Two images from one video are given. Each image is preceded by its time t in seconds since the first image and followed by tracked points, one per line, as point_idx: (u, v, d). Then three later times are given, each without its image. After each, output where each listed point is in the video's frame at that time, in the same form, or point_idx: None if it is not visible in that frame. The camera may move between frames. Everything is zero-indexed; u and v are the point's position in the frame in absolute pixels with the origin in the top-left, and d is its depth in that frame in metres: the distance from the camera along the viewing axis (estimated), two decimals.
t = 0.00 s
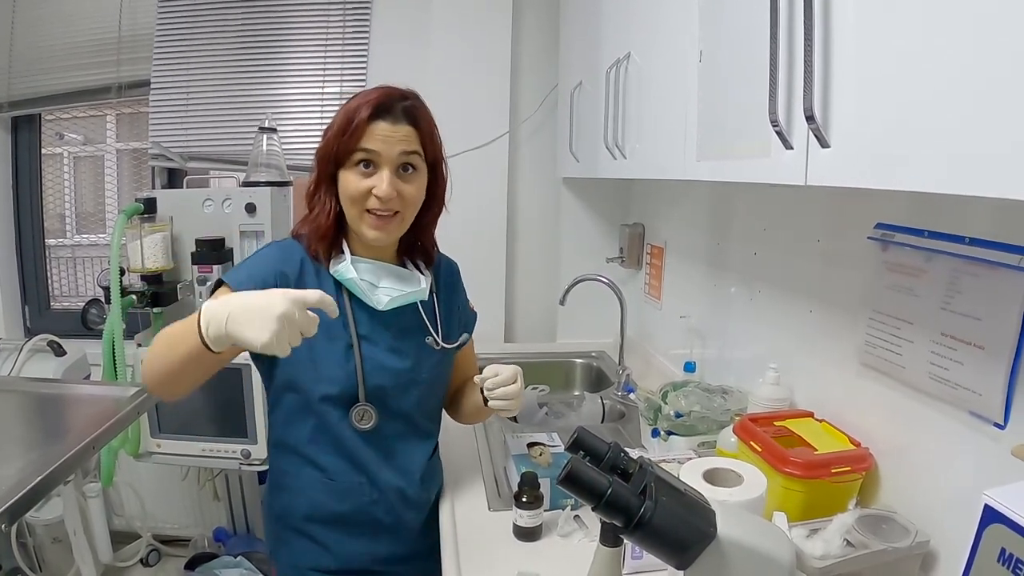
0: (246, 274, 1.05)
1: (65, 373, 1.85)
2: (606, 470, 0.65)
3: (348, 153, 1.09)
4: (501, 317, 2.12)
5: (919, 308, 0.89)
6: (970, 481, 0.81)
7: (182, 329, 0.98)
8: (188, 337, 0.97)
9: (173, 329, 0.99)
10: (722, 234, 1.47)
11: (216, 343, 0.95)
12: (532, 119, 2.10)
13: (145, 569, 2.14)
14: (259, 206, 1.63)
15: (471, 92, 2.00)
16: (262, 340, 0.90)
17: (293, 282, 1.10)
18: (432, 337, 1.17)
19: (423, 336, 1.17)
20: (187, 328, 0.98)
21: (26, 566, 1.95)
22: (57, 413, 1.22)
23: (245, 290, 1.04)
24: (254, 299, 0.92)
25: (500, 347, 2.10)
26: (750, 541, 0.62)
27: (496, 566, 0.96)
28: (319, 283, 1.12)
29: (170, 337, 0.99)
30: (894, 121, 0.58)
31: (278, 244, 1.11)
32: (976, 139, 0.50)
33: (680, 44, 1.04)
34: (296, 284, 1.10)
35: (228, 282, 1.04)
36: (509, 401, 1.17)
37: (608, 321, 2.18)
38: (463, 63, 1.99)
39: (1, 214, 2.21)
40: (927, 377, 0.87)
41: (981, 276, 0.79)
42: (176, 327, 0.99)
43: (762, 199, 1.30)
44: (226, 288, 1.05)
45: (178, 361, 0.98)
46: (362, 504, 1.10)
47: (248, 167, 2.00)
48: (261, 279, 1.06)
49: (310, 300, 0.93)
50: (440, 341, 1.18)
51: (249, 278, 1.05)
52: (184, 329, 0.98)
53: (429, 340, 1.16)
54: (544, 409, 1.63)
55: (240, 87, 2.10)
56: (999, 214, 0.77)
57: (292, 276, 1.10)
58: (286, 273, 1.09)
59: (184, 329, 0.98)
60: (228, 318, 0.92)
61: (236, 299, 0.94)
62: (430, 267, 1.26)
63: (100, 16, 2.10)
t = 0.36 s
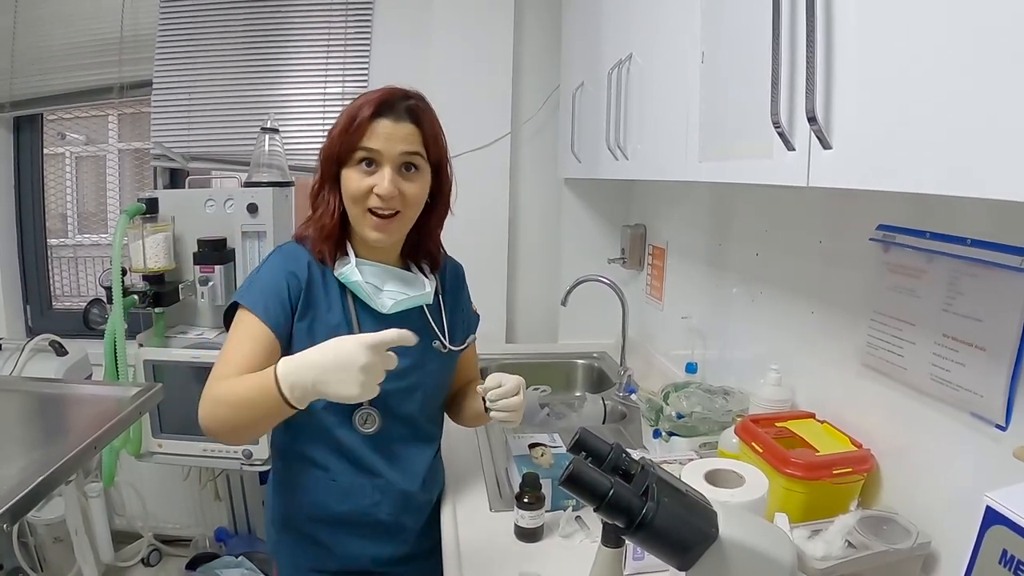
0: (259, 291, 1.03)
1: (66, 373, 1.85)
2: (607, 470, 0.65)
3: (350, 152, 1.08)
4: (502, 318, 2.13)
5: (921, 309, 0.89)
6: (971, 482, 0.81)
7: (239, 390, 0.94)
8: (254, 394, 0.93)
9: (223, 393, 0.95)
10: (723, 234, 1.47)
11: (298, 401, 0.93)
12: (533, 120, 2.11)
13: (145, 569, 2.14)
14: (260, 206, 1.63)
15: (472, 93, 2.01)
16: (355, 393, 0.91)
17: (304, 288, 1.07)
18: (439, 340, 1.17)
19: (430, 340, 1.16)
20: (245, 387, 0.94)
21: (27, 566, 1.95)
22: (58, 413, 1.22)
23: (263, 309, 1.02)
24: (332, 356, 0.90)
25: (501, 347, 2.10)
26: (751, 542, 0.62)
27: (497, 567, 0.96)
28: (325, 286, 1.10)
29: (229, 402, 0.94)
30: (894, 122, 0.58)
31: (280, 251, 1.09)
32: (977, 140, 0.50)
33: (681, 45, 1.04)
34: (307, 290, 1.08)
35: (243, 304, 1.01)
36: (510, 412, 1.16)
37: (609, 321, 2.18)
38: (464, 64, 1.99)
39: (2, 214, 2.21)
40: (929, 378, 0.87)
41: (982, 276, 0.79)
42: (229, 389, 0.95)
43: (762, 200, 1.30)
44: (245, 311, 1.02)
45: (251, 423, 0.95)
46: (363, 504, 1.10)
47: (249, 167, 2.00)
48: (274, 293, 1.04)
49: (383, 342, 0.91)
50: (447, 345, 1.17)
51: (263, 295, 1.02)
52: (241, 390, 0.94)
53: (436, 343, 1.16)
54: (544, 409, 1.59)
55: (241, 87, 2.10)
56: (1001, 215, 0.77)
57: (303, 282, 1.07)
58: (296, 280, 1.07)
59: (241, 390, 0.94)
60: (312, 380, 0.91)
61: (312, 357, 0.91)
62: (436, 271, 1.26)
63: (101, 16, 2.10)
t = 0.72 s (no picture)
0: (265, 288, 1.01)
1: (65, 371, 1.85)
2: (606, 469, 0.65)
3: (347, 143, 1.08)
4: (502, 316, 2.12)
5: (921, 308, 0.89)
6: (971, 481, 0.81)
7: (278, 393, 0.91)
8: (300, 393, 0.91)
9: (260, 399, 0.92)
10: (724, 233, 1.47)
11: (357, 404, 0.93)
12: (533, 119, 2.10)
13: (145, 567, 2.14)
14: (260, 203, 1.62)
15: (472, 91, 2.00)
16: (417, 394, 0.94)
17: (307, 285, 1.06)
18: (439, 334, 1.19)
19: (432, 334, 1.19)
20: (285, 388, 0.92)
21: (26, 563, 1.95)
22: (57, 410, 1.22)
23: (270, 306, 1.00)
24: (401, 359, 0.93)
25: (501, 346, 2.10)
26: (752, 540, 0.61)
27: (497, 565, 0.96)
28: (327, 285, 1.09)
29: (268, 408, 0.91)
30: (895, 120, 0.58)
31: (282, 247, 1.08)
32: (977, 139, 0.50)
33: (681, 42, 1.04)
34: (311, 288, 1.07)
35: (250, 301, 1.00)
36: (509, 399, 1.16)
37: (609, 320, 2.18)
38: (464, 62, 1.99)
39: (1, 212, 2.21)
40: (929, 377, 0.87)
41: (983, 275, 0.79)
42: (266, 393, 0.92)
43: (763, 199, 1.30)
44: (252, 309, 1.00)
45: (293, 426, 0.92)
46: (362, 502, 1.10)
47: (249, 165, 2.00)
48: (280, 289, 1.02)
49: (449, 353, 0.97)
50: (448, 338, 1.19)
51: (269, 292, 1.01)
52: (280, 391, 0.92)
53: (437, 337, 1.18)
54: (544, 408, 1.66)
55: (241, 84, 2.10)
56: (1002, 214, 0.77)
57: (307, 280, 1.06)
58: (299, 278, 1.06)
59: (281, 392, 0.91)
60: (377, 382, 0.92)
61: (378, 363, 0.93)
62: (434, 266, 1.26)
63: (100, 14, 2.10)
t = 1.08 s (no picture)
0: (259, 297, 1.01)
1: (66, 375, 1.85)
2: (606, 473, 0.65)
3: (346, 148, 1.08)
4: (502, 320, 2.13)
5: (920, 311, 0.89)
6: (971, 484, 0.81)
7: (274, 410, 0.92)
8: (297, 411, 0.92)
9: (254, 414, 0.92)
10: (723, 237, 1.47)
11: (355, 425, 0.94)
12: (533, 122, 2.11)
13: (145, 572, 2.13)
14: (260, 208, 1.63)
15: (472, 95, 2.01)
16: (409, 430, 0.94)
17: (302, 294, 1.06)
18: (433, 338, 1.19)
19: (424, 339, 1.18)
20: (281, 405, 0.93)
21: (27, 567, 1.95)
22: (58, 415, 1.22)
23: (264, 315, 1.00)
24: (397, 392, 0.93)
25: (501, 350, 2.10)
26: (751, 545, 0.62)
27: (497, 569, 0.96)
28: (322, 293, 1.09)
29: (262, 424, 0.92)
30: (893, 125, 0.58)
31: (277, 255, 1.08)
32: (976, 143, 0.50)
33: (681, 47, 1.04)
34: (306, 296, 1.07)
35: (245, 311, 1.00)
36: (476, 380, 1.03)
37: (609, 324, 2.18)
38: (464, 66, 1.99)
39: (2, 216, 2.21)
40: (928, 380, 0.87)
41: (981, 278, 0.79)
42: (261, 408, 0.93)
43: (762, 203, 1.30)
44: (247, 319, 1.00)
45: (292, 441, 0.93)
46: (363, 506, 1.10)
47: (249, 169, 2.00)
48: (274, 298, 1.02)
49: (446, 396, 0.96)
50: (441, 343, 1.20)
51: (263, 301, 1.01)
52: (275, 407, 0.92)
53: (429, 341, 1.18)
54: (544, 412, 1.68)
55: (241, 89, 2.10)
56: (1000, 217, 0.77)
57: (301, 288, 1.06)
58: (293, 287, 1.06)
59: (278, 408, 0.92)
60: (372, 409, 0.93)
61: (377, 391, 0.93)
62: (430, 270, 1.26)
63: (102, 18, 2.10)
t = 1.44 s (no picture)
0: (251, 292, 1.02)
1: (66, 373, 1.85)
2: (607, 470, 0.65)
3: (339, 151, 1.05)
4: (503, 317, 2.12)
5: (922, 308, 0.88)
6: (972, 481, 0.81)
7: (263, 391, 0.92)
8: (285, 388, 0.91)
9: (246, 400, 0.92)
10: (724, 233, 1.47)
11: (347, 388, 0.93)
12: (534, 119, 2.10)
13: (146, 569, 2.14)
14: (260, 204, 1.62)
15: (472, 92, 2.00)
16: (402, 375, 0.93)
17: (293, 286, 1.07)
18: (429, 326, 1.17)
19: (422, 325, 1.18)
20: (270, 385, 0.92)
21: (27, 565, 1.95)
22: (58, 412, 1.22)
23: (257, 309, 1.01)
24: (382, 343, 0.91)
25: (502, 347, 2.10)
26: (753, 542, 0.61)
27: (498, 566, 0.96)
28: (314, 286, 1.10)
29: (255, 407, 0.92)
30: (893, 120, 0.58)
31: (269, 251, 1.09)
32: (977, 138, 0.50)
33: (681, 42, 1.04)
34: (298, 290, 1.07)
35: (240, 308, 1.00)
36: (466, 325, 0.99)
37: (610, 320, 2.17)
38: (465, 62, 1.99)
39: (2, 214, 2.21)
40: (930, 377, 0.87)
41: (983, 275, 0.79)
42: (253, 393, 0.92)
43: (763, 199, 1.29)
44: (243, 316, 1.01)
45: (290, 424, 0.94)
46: (363, 503, 1.10)
47: (249, 166, 2.00)
48: (266, 292, 1.03)
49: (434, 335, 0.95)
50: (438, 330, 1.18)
51: (255, 295, 1.02)
52: (265, 389, 0.92)
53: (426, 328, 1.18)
54: (545, 408, 1.67)
55: (241, 86, 2.10)
56: (1003, 213, 0.77)
57: (293, 282, 1.07)
58: (285, 280, 1.06)
59: (267, 388, 0.92)
60: (361, 366, 0.91)
61: (364, 349, 0.91)
62: (423, 258, 1.25)
63: (102, 15, 2.10)
